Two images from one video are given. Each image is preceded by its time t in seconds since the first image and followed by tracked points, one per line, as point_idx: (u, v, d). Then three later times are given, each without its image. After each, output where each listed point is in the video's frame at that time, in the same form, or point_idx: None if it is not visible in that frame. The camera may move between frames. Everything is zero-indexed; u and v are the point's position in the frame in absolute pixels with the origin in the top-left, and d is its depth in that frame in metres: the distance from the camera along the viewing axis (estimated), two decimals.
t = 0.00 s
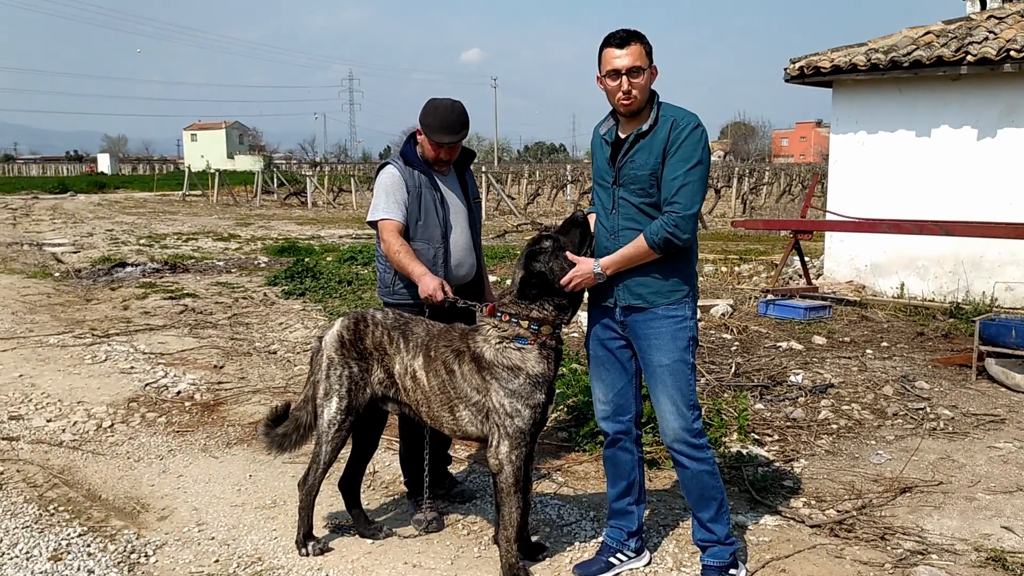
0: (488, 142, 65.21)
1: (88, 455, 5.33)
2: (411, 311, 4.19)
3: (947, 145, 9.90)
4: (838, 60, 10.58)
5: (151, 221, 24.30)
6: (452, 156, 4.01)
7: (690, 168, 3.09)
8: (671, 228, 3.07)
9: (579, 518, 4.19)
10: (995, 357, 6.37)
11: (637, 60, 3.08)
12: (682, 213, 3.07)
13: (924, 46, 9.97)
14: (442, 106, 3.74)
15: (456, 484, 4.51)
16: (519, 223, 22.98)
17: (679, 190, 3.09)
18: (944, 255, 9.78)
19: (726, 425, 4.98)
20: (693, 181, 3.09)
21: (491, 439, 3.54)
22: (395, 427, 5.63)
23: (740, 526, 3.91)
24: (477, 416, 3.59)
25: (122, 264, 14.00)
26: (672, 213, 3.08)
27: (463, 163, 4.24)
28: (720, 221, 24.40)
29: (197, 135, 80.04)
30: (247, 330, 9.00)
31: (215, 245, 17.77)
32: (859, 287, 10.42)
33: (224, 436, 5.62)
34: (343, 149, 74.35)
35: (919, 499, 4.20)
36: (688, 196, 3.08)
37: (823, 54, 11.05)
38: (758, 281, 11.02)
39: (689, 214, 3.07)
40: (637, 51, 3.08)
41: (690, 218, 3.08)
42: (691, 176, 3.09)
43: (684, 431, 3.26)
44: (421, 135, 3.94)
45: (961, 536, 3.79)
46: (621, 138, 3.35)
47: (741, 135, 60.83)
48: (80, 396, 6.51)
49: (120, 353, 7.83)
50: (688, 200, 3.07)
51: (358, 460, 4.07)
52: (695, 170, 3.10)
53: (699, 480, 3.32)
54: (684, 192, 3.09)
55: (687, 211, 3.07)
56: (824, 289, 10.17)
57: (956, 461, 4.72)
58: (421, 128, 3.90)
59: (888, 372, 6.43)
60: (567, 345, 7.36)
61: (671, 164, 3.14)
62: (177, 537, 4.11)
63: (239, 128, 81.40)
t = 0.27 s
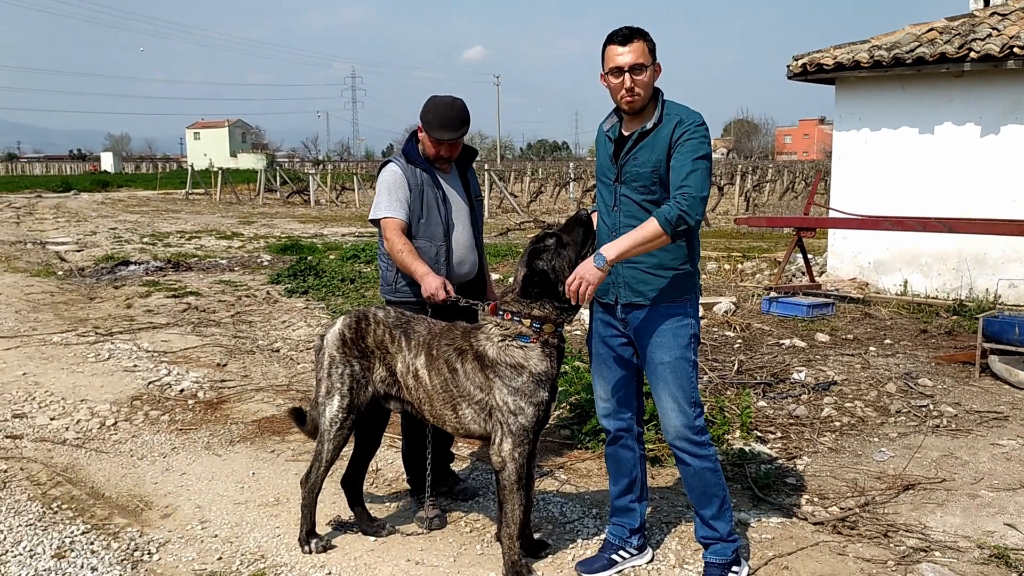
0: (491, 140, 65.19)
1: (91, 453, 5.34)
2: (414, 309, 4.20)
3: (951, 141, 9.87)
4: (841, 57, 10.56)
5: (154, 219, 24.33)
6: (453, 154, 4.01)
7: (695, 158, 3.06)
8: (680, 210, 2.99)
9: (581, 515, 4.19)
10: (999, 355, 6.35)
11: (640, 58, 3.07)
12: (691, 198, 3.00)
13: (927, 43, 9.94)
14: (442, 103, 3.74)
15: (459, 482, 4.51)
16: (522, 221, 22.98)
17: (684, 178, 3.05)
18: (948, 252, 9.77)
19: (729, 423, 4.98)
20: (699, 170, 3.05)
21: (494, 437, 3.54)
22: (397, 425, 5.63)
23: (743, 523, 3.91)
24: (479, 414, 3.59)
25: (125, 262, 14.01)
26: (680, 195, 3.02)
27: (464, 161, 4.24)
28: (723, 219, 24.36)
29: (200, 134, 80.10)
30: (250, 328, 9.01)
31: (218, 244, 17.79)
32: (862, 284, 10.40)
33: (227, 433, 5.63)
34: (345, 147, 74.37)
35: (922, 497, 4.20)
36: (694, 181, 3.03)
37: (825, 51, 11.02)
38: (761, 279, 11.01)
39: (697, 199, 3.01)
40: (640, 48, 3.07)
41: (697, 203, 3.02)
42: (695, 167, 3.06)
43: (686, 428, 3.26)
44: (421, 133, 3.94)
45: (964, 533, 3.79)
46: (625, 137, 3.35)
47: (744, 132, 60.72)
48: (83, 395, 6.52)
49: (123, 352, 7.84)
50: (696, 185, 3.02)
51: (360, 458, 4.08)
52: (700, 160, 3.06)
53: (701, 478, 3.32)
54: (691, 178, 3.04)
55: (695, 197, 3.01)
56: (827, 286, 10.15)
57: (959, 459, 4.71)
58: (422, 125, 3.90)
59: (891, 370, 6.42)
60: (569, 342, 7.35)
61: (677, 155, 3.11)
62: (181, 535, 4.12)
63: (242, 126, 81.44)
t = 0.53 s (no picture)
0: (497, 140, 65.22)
1: (101, 450, 5.38)
2: (422, 308, 4.22)
3: (959, 139, 9.84)
4: (848, 55, 10.53)
5: (162, 219, 24.45)
6: (455, 151, 4.03)
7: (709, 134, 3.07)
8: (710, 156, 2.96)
9: (587, 512, 4.21)
10: (1006, 353, 6.33)
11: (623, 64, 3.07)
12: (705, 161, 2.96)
13: (935, 40, 9.91)
14: (440, 100, 3.76)
15: (466, 479, 4.53)
16: (528, 220, 22.99)
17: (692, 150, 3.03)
18: (955, 250, 9.73)
19: (735, 420, 4.98)
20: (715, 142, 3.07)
21: (499, 434, 3.56)
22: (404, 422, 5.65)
23: (748, 520, 3.92)
24: (484, 411, 3.61)
25: (133, 262, 14.09)
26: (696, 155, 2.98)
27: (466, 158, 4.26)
28: (731, 218, 24.31)
29: (208, 134, 80.38)
30: (257, 327, 9.05)
31: (226, 243, 17.87)
32: (869, 282, 10.37)
33: (235, 431, 5.66)
34: (352, 147, 74.53)
35: (927, 494, 4.20)
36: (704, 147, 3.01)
37: (833, 49, 11.00)
38: (768, 277, 10.99)
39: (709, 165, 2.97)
40: (626, 56, 3.06)
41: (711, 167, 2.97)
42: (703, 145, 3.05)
43: (690, 425, 3.27)
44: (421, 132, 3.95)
45: (970, 530, 3.79)
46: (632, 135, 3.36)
47: (751, 131, 60.55)
48: (92, 393, 6.57)
49: (132, 350, 7.89)
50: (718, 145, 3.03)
51: (367, 455, 4.10)
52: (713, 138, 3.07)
53: (705, 474, 3.33)
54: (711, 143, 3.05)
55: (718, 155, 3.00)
56: (834, 285, 10.13)
57: (966, 456, 4.70)
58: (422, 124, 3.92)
59: (898, 368, 6.41)
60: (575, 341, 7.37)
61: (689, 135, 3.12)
62: (189, 531, 4.15)
63: (250, 127, 81.69)
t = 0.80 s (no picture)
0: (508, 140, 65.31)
1: (117, 449, 5.47)
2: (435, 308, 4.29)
3: (969, 138, 9.82)
4: (857, 54, 10.53)
5: (175, 220, 24.62)
6: (459, 152, 4.08)
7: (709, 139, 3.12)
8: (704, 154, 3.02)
9: (596, 509, 4.26)
10: (1015, 352, 6.35)
11: (608, 73, 3.21)
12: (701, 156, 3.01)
13: (945, 39, 9.89)
14: (439, 104, 3.82)
15: (476, 476, 4.58)
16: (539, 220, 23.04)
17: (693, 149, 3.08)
18: (966, 249, 9.72)
19: (743, 419, 5.02)
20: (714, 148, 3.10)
21: (508, 432, 3.61)
22: (414, 421, 5.71)
23: (755, 517, 3.96)
24: (493, 410, 3.66)
25: (147, 263, 14.23)
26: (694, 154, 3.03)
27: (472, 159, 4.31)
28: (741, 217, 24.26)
29: (220, 135, 80.82)
30: (270, 327, 9.14)
31: (238, 244, 18.00)
32: (879, 281, 10.36)
33: (248, 430, 5.73)
34: (363, 148, 74.81)
35: (935, 492, 4.22)
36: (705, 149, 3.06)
37: (842, 48, 10.99)
38: (778, 276, 10.99)
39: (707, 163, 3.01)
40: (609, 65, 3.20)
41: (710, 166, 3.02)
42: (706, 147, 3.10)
43: (697, 423, 3.31)
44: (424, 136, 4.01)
45: (977, 527, 3.82)
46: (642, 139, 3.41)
47: (763, 130, 60.42)
48: (108, 392, 6.66)
49: (146, 350, 7.99)
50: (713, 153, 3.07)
51: (378, 453, 4.16)
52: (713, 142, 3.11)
53: (712, 472, 3.37)
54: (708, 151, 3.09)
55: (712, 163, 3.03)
56: (844, 284, 10.12)
57: (974, 454, 4.72)
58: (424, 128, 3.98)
59: (907, 367, 6.42)
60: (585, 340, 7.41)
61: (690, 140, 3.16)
62: (204, 527, 4.22)
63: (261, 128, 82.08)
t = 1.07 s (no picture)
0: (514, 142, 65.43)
1: (136, 447, 5.58)
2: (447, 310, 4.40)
3: (975, 140, 9.87)
4: (863, 57, 10.60)
5: (185, 223, 24.80)
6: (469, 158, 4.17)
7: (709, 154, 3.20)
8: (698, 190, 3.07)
9: (607, 505, 4.35)
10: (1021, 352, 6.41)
11: (616, 85, 3.35)
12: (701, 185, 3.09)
13: (951, 42, 9.95)
14: (447, 111, 3.91)
15: (489, 473, 4.68)
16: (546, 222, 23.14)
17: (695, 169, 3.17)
18: (972, 250, 9.77)
19: (751, 417, 5.11)
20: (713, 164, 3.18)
21: (521, 429, 3.71)
22: (427, 420, 5.81)
23: (763, 513, 4.04)
24: (506, 407, 3.76)
25: (159, 265, 14.38)
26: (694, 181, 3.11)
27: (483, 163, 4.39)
28: (749, 219, 24.31)
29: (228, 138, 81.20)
30: (282, 328, 9.26)
31: (248, 246, 18.15)
32: (886, 282, 10.42)
33: (265, 429, 5.85)
34: (370, 150, 75.07)
35: (940, 489, 4.29)
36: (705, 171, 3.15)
37: (849, 51, 11.06)
38: (786, 277, 11.06)
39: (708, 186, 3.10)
40: (615, 78, 3.34)
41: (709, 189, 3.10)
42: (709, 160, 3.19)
43: (704, 420, 3.40)
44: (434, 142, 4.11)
45: (981, 523, 3.89)
46: (649, 142, 3.51)
47: (770, 131, 60.40)
48: (126, 391, 6.79)
49: (162, 351, 8.12)
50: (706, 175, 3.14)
51: (394, 450, 4.26)
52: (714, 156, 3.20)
53: (720, 468, 3.45)
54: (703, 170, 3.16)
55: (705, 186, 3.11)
56: (851, 285, 10.18)
57: (979, 452, 4.79)
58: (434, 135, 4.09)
59: (914, 367, 6.49)
60: (594, 341, 7.50)
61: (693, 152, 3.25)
62: (225, 523, 4.33)
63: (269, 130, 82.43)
